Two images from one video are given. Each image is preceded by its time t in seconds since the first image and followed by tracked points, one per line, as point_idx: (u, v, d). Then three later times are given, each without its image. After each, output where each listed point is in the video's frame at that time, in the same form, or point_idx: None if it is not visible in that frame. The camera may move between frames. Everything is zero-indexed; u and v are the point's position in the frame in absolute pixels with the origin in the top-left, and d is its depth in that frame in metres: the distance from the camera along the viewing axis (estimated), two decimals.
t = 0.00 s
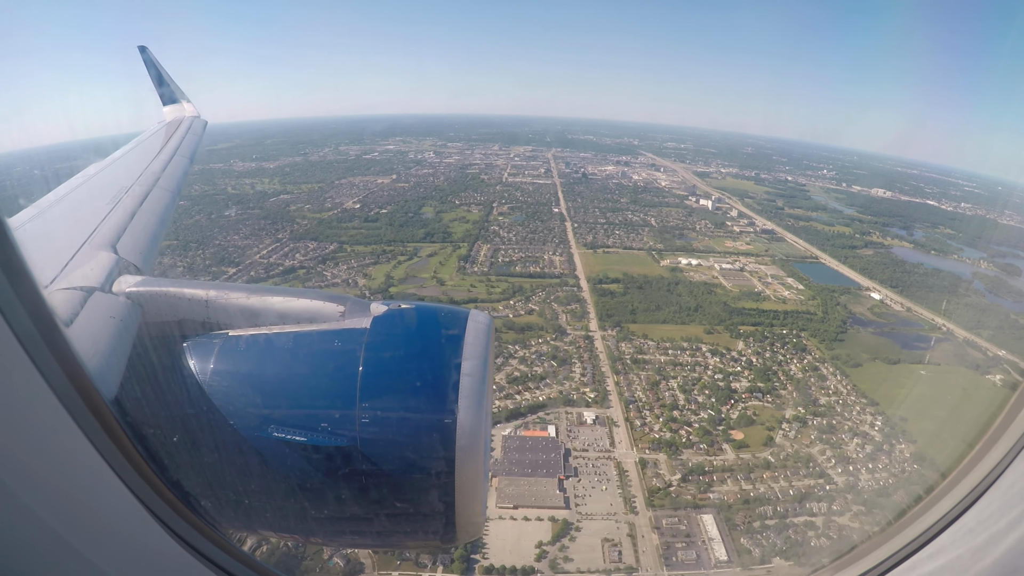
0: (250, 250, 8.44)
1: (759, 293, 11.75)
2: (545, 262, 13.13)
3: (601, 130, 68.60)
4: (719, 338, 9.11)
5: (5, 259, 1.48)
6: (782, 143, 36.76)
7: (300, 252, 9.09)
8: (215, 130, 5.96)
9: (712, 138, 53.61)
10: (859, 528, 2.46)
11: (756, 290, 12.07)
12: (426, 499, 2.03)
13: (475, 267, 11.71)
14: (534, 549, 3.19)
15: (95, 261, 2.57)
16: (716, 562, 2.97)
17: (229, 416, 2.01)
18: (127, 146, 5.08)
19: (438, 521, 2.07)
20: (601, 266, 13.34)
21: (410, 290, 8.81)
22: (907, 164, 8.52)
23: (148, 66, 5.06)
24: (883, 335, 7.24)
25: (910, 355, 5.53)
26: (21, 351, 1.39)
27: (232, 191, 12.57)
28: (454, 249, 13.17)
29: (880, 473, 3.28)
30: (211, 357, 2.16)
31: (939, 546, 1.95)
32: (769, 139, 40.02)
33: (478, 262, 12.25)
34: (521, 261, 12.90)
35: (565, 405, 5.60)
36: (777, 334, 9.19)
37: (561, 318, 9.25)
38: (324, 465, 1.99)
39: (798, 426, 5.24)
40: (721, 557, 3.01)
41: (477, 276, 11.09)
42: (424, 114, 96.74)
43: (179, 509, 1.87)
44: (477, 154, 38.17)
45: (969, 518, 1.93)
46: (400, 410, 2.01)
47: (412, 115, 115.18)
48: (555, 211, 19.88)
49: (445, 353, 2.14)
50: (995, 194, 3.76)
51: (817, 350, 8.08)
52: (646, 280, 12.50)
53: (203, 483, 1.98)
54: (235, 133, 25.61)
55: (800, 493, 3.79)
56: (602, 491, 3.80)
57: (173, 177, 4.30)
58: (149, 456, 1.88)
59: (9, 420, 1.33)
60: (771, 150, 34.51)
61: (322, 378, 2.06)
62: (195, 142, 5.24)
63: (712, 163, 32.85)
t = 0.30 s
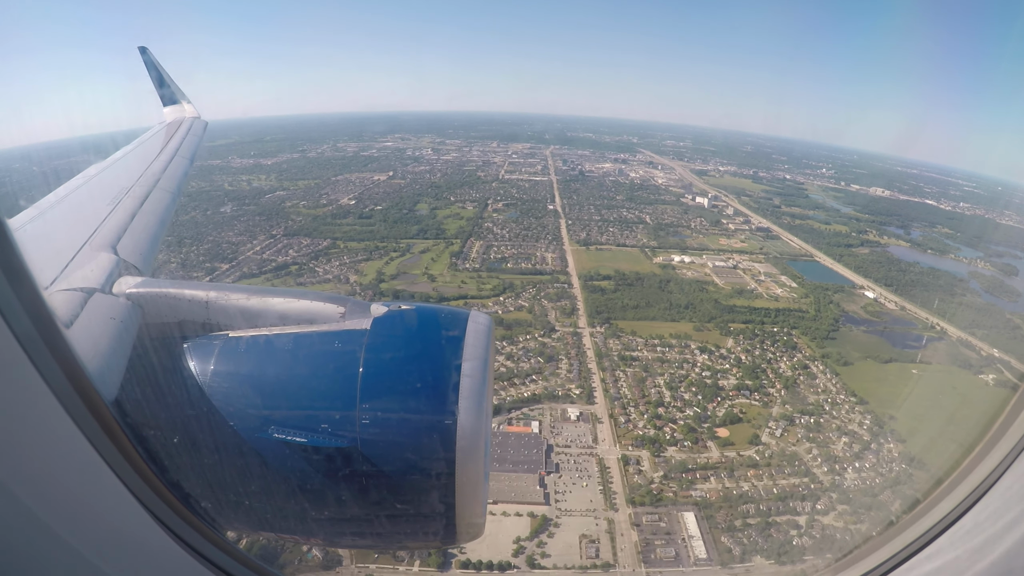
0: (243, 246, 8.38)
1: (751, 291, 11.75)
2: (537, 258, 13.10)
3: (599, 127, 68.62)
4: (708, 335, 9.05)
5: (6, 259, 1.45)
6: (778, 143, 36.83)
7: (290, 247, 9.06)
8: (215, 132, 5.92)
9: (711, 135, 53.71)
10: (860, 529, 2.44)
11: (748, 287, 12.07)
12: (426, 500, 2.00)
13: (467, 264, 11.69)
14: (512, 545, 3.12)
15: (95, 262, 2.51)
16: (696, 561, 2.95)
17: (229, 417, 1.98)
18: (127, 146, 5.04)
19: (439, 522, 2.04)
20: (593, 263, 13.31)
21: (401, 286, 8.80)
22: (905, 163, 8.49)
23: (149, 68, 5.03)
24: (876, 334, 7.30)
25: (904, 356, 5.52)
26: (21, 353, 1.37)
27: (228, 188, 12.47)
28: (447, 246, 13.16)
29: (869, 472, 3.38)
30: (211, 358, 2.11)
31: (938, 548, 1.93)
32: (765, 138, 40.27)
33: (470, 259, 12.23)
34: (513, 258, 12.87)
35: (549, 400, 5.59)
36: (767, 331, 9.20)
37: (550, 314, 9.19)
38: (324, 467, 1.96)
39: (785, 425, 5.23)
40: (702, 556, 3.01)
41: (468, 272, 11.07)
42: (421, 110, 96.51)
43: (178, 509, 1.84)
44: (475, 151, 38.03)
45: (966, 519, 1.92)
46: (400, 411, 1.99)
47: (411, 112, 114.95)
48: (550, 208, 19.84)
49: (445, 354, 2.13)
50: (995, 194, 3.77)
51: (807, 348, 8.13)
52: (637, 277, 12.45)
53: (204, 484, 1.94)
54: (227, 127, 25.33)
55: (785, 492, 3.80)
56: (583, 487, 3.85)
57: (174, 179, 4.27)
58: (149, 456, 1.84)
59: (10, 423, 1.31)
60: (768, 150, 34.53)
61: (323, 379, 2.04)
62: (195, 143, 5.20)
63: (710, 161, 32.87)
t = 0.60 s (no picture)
0: (237, 243, 8.33)
1: (743, 288, 11.75)
2: (530, 255, 13.08)
3: (597, 125, 68.68)
4: (698, 332, 9.05)
5: (5, 256, 1.41)
6: (774, 142, 36.89)
7: (282, 242, 9.04)
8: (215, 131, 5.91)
9: (708, 134, 53.97)
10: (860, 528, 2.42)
11: (740, 284, 12.08)
12: (426, 499, 1.98)
13: (458, 260, 11.69)
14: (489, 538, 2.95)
15: (95, 261, 2.50)
16: (676, 558, 3.00)
17: (229, 417, 1.97)
18: (126, 146, 5.01)
19: (439, 522, 2.02)
20: (585, 260, 13.28)
21: (392, 282, 8.79)
22: (906, 161, 8.45)
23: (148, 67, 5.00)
24: (868, 331, 7.42)
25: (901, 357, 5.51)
26: (21, 352, 1.33)
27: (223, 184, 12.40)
28: (439, 242, 13.15)
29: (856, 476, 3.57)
30: (211, 357, 2.11)
31: (936, 547, 1.91)
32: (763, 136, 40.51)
33: (462, 255, 12.23)
34: (505, 254, 12.85)
35: (533, 396, 5.52)
36: (758, 328, 9.20)
37: (539, 310, 9.15)
38: (324, 466, 1.94)
39: (772, 423, 5.32)
40: (681, 552, 3.06)
41: (459, 268, 11.06)
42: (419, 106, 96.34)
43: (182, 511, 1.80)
44: (473, 148, 37.91)
45: (965, 518, 1.90)
46: (400, 411, 1.96)
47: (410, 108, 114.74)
48: (545, 205, 19.81)
49: (445, 354, 2.10)
50: (997, 192, 3.76)
51: (798, 345, 8.15)
52: (628, 274, 12.42)
53: (204, 483, 1.92)
54: (222, 121, 25.22)
55: (766, 490, 3.91)
56: (563, 483, 3.73)
57: (172, 178, 4.23)
58: (149, 456, 1.82)
59: (8, 424, 1.27)
60: (765, 148, 34.55)
61: (322, 378, 2.02)
62: (195, 143, 5.18)
63: (709, 159, 32.84)
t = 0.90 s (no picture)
0: (231, 240, 8.26)
1: (736, 284, 11.70)
2: (522, 252, 13.04)
3: (594, 122, 68.63)
4: (688, 329, 8.99)
5: (5, 256, 1.43)
6: (771, 140, 36.84)
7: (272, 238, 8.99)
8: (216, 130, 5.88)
9: (705, 132, 54.05)
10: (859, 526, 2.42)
11: (732, 281, 12.03)
12: (427, 497, 1.96)
13: (450, 257, 11.64)
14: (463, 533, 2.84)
15: (95, 260, 2.48)
16: (654, 554, 2.94)
17: (229, 416, 1.96)
18: (126, 145, 4.98)
19: (439, 521, 2.00)
20: (577, 257, 13.23)
21: (382, 278, 8.76)
22: (906, 160, 8.43)
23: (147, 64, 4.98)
24: (860, 328, 7.48)
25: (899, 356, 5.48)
26: (21, 350, 1.34)
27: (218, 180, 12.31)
28: (432, 239, 13.11)
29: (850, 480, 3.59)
30: (211, 356, 2.09)
31: (935, 547, 1.90)
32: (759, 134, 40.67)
33: (454, 252, 12.19)
34: (497, 251, 12.81)
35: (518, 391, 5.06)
36: (748, 325, 9.17)
37: (528, 307, 9.05)
38: (324, 464, 1.93)
39: (758, 420, 5.31)
40: (659, 550, 3.00)
41: (450, 265, 11.00)
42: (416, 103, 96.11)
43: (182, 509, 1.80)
44: (471, 145, 37.80)
45: (965, 518, 1.89)
46: (400, 409, 1.95)
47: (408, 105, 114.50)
48: (539, 202, 19.76)
49: (445, 352, 2.07)
50: (996, 191, 3.76)
51: (788, 342, 8.13)
52: (620, 270, 12.35)
53: (204, 482, 1.91)
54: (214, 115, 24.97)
55: (750, 487, 3.98)
56: (544, 478, 3.63)
57: (172, 177, 4.20)
58: (149, 454, 1.82)
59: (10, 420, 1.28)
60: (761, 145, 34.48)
61: (322, 377, 2.00)
62: (195, 141, 5.15)
63: (707, 156, 32.77)
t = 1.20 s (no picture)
0: (225, 237, 8.21)
1: (727, 282, 11.65)
2: (514, 249, 13.02)
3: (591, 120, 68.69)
4: (677, 327, 8.93)
5: (6, 253, 1.40)
6: (768, 138, 36.88)
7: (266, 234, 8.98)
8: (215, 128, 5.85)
9: (701, 131, 54.13)
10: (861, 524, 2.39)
11: (725, 279, 11.99)
12: (426, 495, 1.94)
13: (441, 254, 11.61)
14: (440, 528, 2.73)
15: (95, 258, 2.47)
16: (633, 552, 2.98)
17: (229, 414, 1.95)
18: (126, 143, 4.95)
19: (439, 519, 1.99)
20: (568, 254, 13.19)
21: (374, 275, 8.74)
22: (905, 158, 8.41)
23: (147, 62, 4.94)
24: (853, 327, 7.51)
25: (895, 356, 5.47)
26: (20, 348, 1.32)
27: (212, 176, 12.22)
28: (424, 236, 13.09)
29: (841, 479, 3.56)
30: (211, 354, 2.09)
31: (934, 546, 1.88)
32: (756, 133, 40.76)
33: (446, 250, 12.16)
34: (489, 249, 12.78)
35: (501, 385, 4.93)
36: (738, 322, 9.14)
37: (517, 304, 8.97)
38: (324, 463, 1.91)
39: (745, 417, 5.36)
40: (638, 547, 3.03)
41: (441, 262, 10.95)
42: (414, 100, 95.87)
43: (181, 508, 1.77)
44: (468, 143, 37.75)
45: (964, 517, 1.88)
46: (399, 407, 1.93)
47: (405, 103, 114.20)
48: (534, 200, 19.73)
49: (445, 350, 2.05)
50: (996, 190, 3.77)
51: (778, 340, 8.12)
52: (611, 268, 12.30)
53: (203, 479, 1.88)
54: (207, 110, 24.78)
55: (734, 485, 3.98)
56: (524, 475, 3.60)
57: (172, 175, 4.19)
58: (149, 451, 1.79)
59: (7, 419, 1.26)
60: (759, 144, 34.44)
61: (322, 375, 1.99)
62: (195, 139, 5.12)
63: (705, 155, 32.74)
